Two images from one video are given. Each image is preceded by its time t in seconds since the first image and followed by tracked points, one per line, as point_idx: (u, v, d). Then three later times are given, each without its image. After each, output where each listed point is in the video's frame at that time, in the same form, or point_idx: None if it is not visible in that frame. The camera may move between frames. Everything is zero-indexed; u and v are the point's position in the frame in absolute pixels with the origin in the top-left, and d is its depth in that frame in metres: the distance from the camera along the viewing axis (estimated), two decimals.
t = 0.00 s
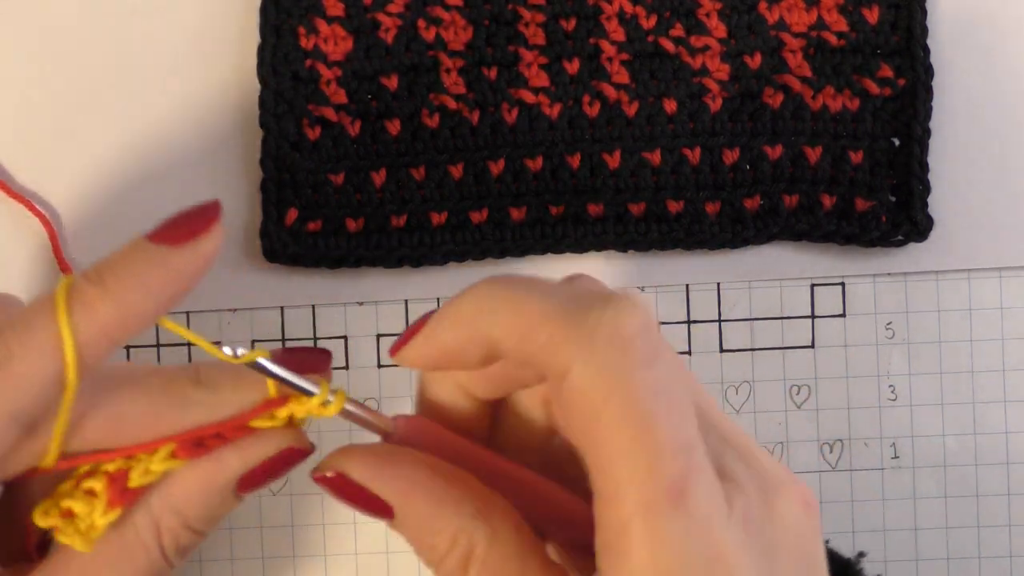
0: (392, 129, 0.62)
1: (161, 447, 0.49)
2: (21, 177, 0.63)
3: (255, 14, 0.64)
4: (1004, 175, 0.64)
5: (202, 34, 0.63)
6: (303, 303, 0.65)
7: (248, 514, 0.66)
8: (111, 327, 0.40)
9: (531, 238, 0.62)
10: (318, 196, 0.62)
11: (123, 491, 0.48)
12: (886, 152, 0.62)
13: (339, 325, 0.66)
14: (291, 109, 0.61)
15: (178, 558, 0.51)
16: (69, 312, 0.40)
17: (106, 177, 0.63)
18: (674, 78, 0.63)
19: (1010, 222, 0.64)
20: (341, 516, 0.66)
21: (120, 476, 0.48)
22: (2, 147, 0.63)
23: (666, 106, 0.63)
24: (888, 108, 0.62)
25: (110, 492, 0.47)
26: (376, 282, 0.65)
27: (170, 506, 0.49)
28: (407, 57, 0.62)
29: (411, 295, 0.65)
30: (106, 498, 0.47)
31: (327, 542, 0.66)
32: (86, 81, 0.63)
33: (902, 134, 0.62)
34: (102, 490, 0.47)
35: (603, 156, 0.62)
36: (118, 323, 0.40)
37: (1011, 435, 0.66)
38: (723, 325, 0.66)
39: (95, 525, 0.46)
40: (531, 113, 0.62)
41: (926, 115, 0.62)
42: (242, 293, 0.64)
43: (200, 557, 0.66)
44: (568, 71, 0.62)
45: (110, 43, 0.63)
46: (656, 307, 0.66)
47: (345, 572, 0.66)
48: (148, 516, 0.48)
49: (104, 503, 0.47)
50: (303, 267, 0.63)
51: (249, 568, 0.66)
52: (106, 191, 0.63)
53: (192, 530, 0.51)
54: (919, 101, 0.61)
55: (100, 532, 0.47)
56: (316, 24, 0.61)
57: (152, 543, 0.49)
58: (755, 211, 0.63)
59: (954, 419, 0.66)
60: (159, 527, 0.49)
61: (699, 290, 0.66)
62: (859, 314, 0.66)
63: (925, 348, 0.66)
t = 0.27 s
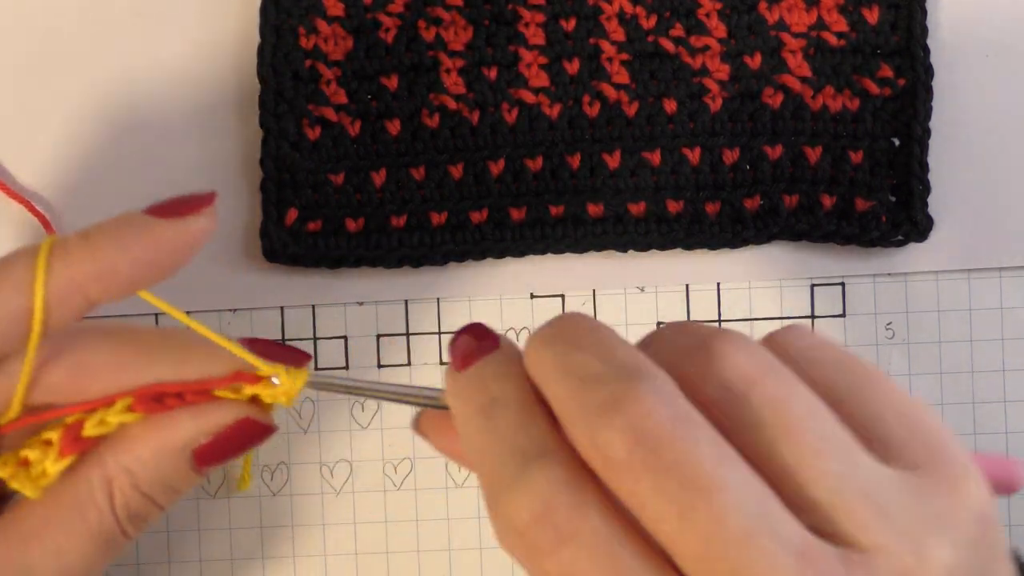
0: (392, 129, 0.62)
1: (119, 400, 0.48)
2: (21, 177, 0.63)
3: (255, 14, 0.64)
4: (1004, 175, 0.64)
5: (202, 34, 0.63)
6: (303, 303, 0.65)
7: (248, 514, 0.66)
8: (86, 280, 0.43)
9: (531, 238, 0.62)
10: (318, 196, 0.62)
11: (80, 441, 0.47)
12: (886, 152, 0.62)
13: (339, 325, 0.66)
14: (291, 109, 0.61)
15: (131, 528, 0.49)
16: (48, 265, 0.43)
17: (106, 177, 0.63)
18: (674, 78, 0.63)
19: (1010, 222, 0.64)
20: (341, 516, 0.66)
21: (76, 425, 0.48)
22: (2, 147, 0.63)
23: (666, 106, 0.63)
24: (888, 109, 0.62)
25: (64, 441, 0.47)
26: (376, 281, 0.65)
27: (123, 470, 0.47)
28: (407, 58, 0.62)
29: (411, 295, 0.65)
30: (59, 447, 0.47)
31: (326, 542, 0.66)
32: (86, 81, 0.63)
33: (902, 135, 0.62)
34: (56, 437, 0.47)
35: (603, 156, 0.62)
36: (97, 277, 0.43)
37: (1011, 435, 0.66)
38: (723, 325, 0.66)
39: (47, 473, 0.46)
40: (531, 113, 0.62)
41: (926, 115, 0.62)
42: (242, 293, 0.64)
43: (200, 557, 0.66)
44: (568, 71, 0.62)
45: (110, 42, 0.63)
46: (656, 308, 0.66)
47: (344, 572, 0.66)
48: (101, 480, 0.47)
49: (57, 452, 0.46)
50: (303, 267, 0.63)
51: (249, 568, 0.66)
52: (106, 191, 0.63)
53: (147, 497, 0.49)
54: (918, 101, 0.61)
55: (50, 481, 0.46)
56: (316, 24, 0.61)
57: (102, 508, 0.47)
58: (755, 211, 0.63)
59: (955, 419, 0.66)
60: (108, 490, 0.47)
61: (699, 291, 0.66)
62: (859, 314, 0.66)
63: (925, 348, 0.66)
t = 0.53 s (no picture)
0: (392, 129, 0.62)
1: (153, 437, 0.46)
2: (22, 177, 0.63)
3: (255, 14, 0.63)
4: (1004, 174, 0.64)
5: (202, 34, 0.63)
6: (303, 303, 0.65)
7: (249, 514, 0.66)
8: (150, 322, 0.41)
9: (531, 238, 0.62)
10: (318, 196, 0.62)
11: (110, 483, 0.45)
12: (886, 152, 0.62)
13: (339, 325, 0.66)
14: (291, 109, 0.61)
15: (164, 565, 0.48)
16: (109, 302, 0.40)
17: (107, 177, 0.63)
18: (674, 78, 0.63)
19: (1010, 222, 0.64)
20: (341, 516, 0.66)
21: (110, 463, 0.46)
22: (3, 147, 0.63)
23: (666, 106, 0.63)
24: (888, 108, 0.62)
25: (99, 481, 0.45)
26: (376, 281, 0.65)
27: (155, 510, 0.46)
28: (407, 58, 0.62)
29: (411, 295, 0.65)
30: (94, 489, 0.45)
31: (327, 543, 0.66)
32: (86, 82, 0.63)
33: (902, 134, 0.62)
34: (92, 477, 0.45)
35: (603, 156, 0.62)
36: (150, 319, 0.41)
37: (1011, 435, 0.66)
38: (723, 325, 0.66)
39: (85, 515, 0.45)
40: (531, 113, 0.62)
41: (926, 115, 0.62)
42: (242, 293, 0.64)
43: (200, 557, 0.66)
44: (568, 71, 0.62)
45: (111, 43, 0.63)
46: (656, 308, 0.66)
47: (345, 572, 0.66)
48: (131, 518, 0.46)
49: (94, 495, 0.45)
50: (303, 267, 0.63)
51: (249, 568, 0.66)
52: (106, 191, 0.63)
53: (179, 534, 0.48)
54: (918, 101, 0.61)
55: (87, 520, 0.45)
56: (316, 24, 0.61)
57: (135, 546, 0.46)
58: (755, 211, 0.63)
59: (954, 419, 0.66)
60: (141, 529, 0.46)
61: (699, 291, 0.66)
62: (859, 314, 0.66)
63: (925, 348, 0.66)
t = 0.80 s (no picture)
0: (392, 129, 0.62)
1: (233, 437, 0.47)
2: (21, 178, 0.63)
3: (255, 14, 0.63)
4: (1004, 174, 0.64)
5: (202, 34, 0.63)
6: (302, 303, 0.65)
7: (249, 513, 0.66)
8: (206, 300, 0.41)
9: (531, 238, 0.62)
10: (318, 196, 0.62)
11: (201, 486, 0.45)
12: (886, 152, 0.62)
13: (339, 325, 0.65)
14: (291, 110, 0.61)
15: None
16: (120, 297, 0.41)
17: (106, 178, 0.63)
18: (674, 78, 0.63)
19: (1009, 222, 0.64)
20: (341, 515, 0.66)
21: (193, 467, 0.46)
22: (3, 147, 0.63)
23: (666, 106, 0.63)
24: (888, 108, 0.62)
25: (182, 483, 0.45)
26: (376, 281, 0.65)
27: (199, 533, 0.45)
28: (407, 58, 0.62)
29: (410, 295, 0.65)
30: (179, 487, 0.45)
31: (327, 542, 0.66)
32: (87, 82, 0.63)
33: (902, 134, 0.62)
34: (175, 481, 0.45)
35: (603, 156, 0.63)
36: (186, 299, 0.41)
37: (1011, 435, 0.66)
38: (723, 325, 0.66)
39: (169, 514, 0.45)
40: (531, 113, 0.62)
41: (926, 115, 0.61)
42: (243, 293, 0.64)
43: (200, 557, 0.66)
44: (568, 71, 0.62)
45: (110, 43, 0.63)
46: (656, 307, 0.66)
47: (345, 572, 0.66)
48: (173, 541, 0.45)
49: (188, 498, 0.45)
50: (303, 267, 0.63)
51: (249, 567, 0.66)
52: (106, 191, 0.63)
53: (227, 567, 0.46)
54: (919, 101, 0.61)
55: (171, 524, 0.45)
56: (315, 24, 0.61)
57: None
58: (755, 211, 0.63)
59: (954, 419, 0.66)
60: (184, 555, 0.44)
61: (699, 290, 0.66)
62: (859, 314, 0.66)
63: (925, 348, 0.66)
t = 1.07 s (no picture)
0: (392, 129, 0.62)
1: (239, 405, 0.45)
2: (21, 178, 0.63)
3: (255, 15, 0.63)
4: (1004, 174, 0.64)
5: (202, 34, 0.63)
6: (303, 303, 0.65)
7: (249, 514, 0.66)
8: (202, 385, 0.39)
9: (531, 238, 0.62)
10: (318, 196, 0.62)
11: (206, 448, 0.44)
12: (886, 152, 0.62)
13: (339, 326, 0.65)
14: (291, 110, 0.61)
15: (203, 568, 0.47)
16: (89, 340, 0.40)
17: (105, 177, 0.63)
18: (674, 78, 0.63)
19: (1009, 222, 0.64)
20: (341, 515, 0.66)
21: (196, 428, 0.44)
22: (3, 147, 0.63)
23: (666, 106, 0.63)
24: (888, 109, 0.62)
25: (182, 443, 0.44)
26: (376, 281, 0.65)
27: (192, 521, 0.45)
28: (407, 58, 0.62)
29: (410, 295, 0.65)
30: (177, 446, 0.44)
31: (327, 542, 0.66)
32: (87, 82, 0.63)
33: (902, 135, 0.62)
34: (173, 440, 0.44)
35: (603, 156, 0.63)
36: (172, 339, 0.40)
37: (1011, 435, 0.66)
38: (724, 325, 0.66)
39: (165, 471, 0.44)
40: (531, 113, 0.62)
41: (926, 115, 0.62)
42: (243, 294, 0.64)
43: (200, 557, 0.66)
44: (568, 71, 0.62)
45: (110, 43, 0.63)
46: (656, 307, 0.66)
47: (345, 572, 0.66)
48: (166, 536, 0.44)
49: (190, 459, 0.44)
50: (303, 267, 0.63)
51: (249, 568, 0.66)
52: (107, 191, 0.63)
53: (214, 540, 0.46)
54: (919, 101, 0.61)
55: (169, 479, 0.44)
56: (316, 24, 0.61)
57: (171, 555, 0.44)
58: (755, 211, 0.63)
59: (954, 419, 0.66)
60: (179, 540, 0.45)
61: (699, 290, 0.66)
62: (859, 314, 0.66)
63: (924, 348, 0.66)
